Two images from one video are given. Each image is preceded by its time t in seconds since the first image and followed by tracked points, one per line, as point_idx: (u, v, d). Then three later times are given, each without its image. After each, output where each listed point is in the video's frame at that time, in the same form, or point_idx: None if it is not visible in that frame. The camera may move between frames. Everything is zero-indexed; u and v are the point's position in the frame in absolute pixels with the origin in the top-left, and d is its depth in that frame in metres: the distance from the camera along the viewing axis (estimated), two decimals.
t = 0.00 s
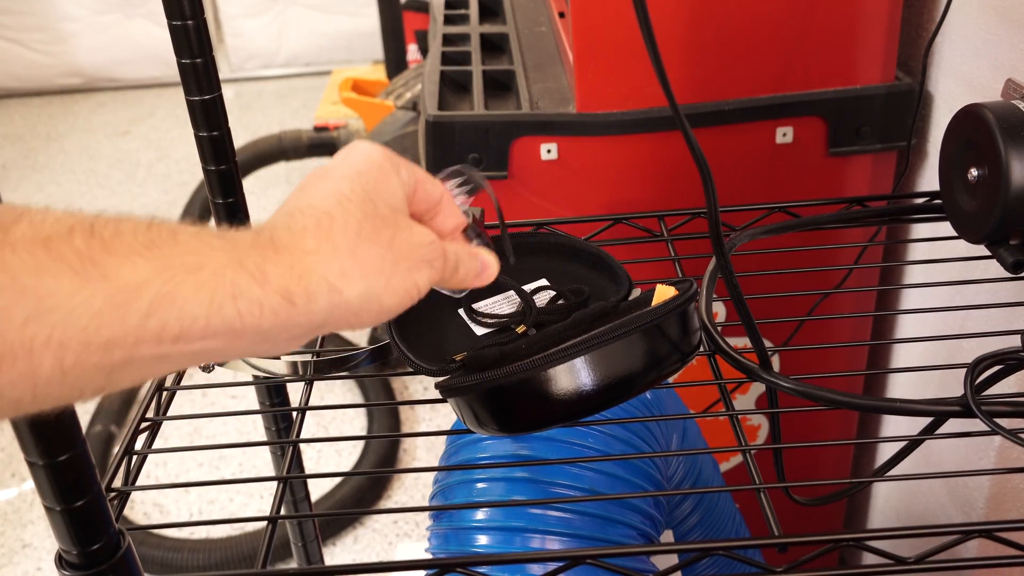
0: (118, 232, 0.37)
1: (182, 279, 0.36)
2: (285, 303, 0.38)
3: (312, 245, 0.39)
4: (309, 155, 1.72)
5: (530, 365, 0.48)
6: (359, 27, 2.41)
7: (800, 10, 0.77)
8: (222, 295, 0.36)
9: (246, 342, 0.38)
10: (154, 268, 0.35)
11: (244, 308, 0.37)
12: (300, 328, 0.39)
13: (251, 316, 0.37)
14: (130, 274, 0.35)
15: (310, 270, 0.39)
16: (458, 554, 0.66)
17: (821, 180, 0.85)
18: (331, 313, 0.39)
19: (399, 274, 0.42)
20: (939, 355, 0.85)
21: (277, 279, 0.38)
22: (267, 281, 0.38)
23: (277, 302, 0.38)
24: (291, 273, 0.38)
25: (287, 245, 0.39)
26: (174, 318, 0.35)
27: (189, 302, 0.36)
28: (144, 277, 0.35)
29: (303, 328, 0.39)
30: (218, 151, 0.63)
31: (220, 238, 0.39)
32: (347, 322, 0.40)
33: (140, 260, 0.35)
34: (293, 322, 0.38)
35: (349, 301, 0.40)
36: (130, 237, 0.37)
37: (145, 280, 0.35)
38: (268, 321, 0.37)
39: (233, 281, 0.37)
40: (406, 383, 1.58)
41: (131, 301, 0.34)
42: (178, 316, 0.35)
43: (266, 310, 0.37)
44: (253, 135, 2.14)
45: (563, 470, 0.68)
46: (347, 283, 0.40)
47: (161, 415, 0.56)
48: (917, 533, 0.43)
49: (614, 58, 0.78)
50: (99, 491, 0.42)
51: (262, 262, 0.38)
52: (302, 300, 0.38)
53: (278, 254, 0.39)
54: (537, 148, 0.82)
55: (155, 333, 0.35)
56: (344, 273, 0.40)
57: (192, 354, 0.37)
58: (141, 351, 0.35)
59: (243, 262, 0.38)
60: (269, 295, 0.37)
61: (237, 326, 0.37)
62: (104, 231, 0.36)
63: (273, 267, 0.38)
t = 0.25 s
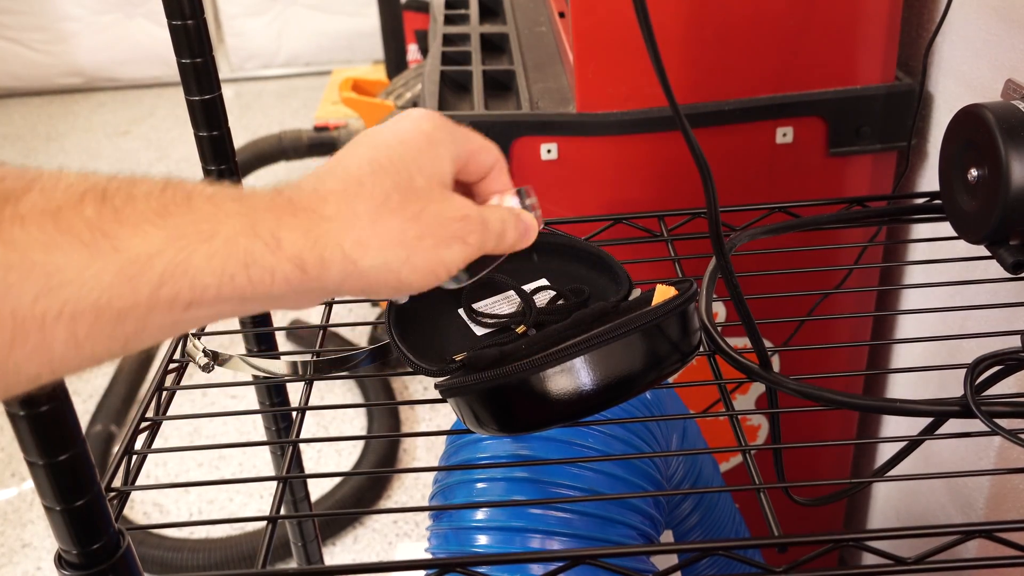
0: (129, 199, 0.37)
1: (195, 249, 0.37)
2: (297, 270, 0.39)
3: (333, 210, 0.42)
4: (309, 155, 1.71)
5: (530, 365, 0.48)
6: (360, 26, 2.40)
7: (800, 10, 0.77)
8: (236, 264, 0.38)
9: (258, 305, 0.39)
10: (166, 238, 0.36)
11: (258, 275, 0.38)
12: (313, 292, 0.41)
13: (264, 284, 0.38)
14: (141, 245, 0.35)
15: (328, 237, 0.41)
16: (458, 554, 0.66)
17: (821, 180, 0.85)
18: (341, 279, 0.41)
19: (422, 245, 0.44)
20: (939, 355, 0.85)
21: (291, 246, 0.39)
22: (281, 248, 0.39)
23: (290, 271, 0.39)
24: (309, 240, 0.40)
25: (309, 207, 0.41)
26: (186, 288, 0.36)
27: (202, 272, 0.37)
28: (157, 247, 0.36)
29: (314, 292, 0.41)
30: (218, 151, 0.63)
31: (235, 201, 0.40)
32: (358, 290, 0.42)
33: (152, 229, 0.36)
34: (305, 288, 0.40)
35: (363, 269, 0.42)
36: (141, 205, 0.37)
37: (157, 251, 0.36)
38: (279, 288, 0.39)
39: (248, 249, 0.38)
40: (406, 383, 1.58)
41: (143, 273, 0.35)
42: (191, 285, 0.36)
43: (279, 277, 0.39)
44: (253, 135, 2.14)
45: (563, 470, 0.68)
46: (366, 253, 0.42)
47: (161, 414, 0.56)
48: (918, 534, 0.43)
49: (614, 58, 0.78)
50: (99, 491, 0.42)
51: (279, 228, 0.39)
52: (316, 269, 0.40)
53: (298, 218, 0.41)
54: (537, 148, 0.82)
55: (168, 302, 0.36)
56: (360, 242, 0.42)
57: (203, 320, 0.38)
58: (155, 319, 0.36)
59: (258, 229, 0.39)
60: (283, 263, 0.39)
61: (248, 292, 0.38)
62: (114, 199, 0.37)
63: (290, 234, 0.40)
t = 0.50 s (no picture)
0: (168, 146, 0.38)
1: (235, 204, 0.39)
2: (345, 230, 0.42)
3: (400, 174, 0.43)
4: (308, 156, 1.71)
5: (530, 365, 0.48)
6: (359, 26, 2.40)
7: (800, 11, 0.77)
8: (277, 221, 0.40)
9: (301, 257, 0.42)
10: (204, 192, 0.38)
11: (298, 233, 0.41)
12: (356, 247, 0.44)
13: (304, 241, 0.41)
14: (178, 199, 0.37)
15: (381, 201, 0.43)
16: (458, 555, 0.66)
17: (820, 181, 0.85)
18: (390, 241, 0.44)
19: (482, 222, 0.45)
20: (939, 354, 0.85)
21: (338, 207, 0.42)
22: (331, 208, 0.41)
23: (338, 232, 0.42)
24: (361, 203, 0.42)
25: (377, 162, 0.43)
26: (221, 243, 0.38)
27: (240, 227, 0.39)
28: (193, 201, 0.37)
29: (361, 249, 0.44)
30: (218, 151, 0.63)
31: (286, 153, 0.41)
32: (404, 251, 0.45)
33: (189, 182, 0.38)
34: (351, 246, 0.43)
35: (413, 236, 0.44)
36: (179, 154, 0.38)
37: (192, 206, 0.37)
38: (324, 246, 0.42)
39: (292, 207, 0.40)
40: (406, 383, 1.58)
41: (178, 228, 0.37)
42: (229, 240, 0.39)
43: (321, 236, 0.41)
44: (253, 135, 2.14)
45: (563, 470, 0.68)
46: (418, 223, 0.43)
47: (161, 414, 0.56)
48: (918, 534, 0.43)
49: (614, 58, 0.78)
50: (99, 491, 0.42)
51: (330, 185, 0.41)
52: (361, 231, 0.43)
53: (356, 178, 0.43)
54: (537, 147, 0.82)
55: (203, 257, 0.38)
56: (417, 213, 0.43)
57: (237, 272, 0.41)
58: (189, 273, 0.38)
59: (304, 185, 0.41)
60: (328, 222, 0.41)
61: (287, 247, 0.41)
62: (148, 149, 0.38)
63: (340, 192, 0.42)
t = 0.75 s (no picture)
0: (131, 113, 0.40)
1: (200, 163, 0.40)
2: (318, 181, 0.42)
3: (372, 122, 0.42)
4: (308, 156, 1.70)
5: (530, 365, 0.48)
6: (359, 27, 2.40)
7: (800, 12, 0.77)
8: (245, 177, 0.40)
9: (281, 219, 0.43)
10: (167, 153, 0.39)
11: (269, 190, 0.41)
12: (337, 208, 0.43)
13: (278, 200, 0.41)
14: (142, 160, 0.39)
15: (353, 153, 0.42)
16: (458, 555, 0.66)
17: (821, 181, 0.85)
18: (367, 191, 0.43)
19: (457, 169, 0.43)
20: (939, 354, 0.85)
21: (308, 158, 0.41)
22: (299, 160, 0.41)
23: (311, 183, 0.42)
24: (331, 153, 0.42)
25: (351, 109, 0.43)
26: (193, 206, 0.40)
27: (208, 186, 0.40)
28: (157, 162, 0.39)
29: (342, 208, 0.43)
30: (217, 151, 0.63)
31: (252, 109, 0.42)
32: (382, 205, 0.44)
33: (152, 145, 0.39)
34: (327, 199, 0.42)
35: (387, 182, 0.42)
36: (142, 120, 0.40)
37: (159, 167, 0.39)
38: (298, 201, 0.42)
39: (259, 162, 0.41)
40: (406, 383, 1.58)
41: (147, 190, 0.39)
42: (199, 202, 0.40)
43: (294, 192, 0.41)
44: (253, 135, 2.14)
45: (563, 470, 0.68)
46: (392, 175, 0.42)
47: (160, 414, 0.56)
48: (918, 534, 0.43)
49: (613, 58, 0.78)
50: (99, 491, 0.42)
51: (299, 138, 0.41)
52: (334, 183, 0.42)
53: (326, 127, 0.42)
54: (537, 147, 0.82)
55: (178, 221, 0.40)
56: (389, 162, 0.42)
57: (222, 237, 0.42)
58: (169, 241, 0.40)
59: (270, 140, 0.41)
60: (299, 176, 0.41)
61: (262, 207, 0.41)
62: (113, 118, 0.39)
63: (308, 145, 0.41)
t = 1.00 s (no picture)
0: (90, 154, 0.36)
1: (165, 202, 0.36)
2: (276, 220, 0.38)
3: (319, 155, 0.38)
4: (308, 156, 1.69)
5: (530, 365, 0.48)
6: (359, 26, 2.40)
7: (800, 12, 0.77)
8: (210, 217, 0.37)
9: (247, 258, 0.39)
10: (130, 193, 0.35)
11: (235, 228, 0.37)
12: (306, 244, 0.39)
13: (245, 237, 0.38)
14: (105, 203, 0.35)
15: (308, 187, 0.38)
16: (458, 555, 0.66)
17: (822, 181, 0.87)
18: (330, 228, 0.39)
19: (416, 197, 0.39)
20: (939, 355, 0.85)
21: (267, 196, 0.38)
22: (256, 200, 0.37)
23: (271, 222, 0.38)
24: (285, 189, 0.38)
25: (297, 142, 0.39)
26: (161, 246, 0.36)
27: (173, 228, 0.36)
28: (121, 204, 0.35)
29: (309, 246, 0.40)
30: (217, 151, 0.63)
31: (208, 148, 0.38)
32: (350, 239, 0.40)
33: (113, 186, 0.35)
34: (290, 238, 0.39)
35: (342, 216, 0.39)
36: (103, 161, 0.36)
37: (128, 206, 0.35)
38: (263, 241, 0.38)
39: (222, 201, 0.37)
40: (406, 383, 1.58)
41: (113, 232, 0.35)
42: (164, 244, 0.36)
43: (259, 230, 0.38)
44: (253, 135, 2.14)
45: (563, 470, 0.68)
46: (353, 207, 0.39)
47: (161, 414, 0.56)
48: (917, 534, 0.43)
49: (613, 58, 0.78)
50: (99, 491, 0.42)
51: (252, 175, 0.37)
52: (296, 220, 0.38)
53: (275, 164, 0.38)
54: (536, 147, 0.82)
55: (147, 264, 0.36)
56: (347, 199, 0.38)
57: (193, 277, 0.38)
58: (138, 284, 0.36)
59: (230, 177, 0.37)
60: (261, 214, 0.37)
61: (226, 247, 0.37)
62: (74, 158, 0.36)
63: (264, 181, 0.37)
